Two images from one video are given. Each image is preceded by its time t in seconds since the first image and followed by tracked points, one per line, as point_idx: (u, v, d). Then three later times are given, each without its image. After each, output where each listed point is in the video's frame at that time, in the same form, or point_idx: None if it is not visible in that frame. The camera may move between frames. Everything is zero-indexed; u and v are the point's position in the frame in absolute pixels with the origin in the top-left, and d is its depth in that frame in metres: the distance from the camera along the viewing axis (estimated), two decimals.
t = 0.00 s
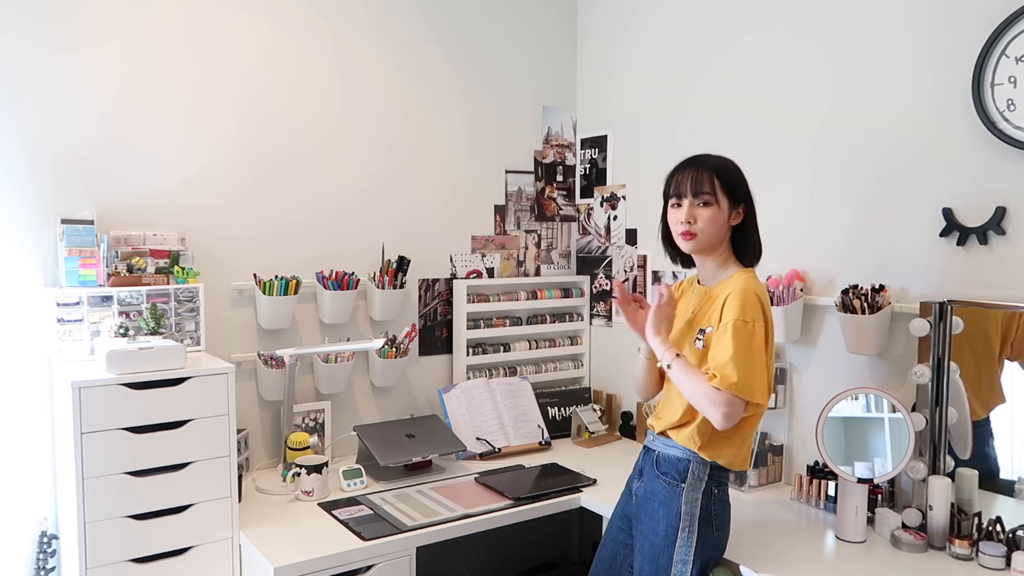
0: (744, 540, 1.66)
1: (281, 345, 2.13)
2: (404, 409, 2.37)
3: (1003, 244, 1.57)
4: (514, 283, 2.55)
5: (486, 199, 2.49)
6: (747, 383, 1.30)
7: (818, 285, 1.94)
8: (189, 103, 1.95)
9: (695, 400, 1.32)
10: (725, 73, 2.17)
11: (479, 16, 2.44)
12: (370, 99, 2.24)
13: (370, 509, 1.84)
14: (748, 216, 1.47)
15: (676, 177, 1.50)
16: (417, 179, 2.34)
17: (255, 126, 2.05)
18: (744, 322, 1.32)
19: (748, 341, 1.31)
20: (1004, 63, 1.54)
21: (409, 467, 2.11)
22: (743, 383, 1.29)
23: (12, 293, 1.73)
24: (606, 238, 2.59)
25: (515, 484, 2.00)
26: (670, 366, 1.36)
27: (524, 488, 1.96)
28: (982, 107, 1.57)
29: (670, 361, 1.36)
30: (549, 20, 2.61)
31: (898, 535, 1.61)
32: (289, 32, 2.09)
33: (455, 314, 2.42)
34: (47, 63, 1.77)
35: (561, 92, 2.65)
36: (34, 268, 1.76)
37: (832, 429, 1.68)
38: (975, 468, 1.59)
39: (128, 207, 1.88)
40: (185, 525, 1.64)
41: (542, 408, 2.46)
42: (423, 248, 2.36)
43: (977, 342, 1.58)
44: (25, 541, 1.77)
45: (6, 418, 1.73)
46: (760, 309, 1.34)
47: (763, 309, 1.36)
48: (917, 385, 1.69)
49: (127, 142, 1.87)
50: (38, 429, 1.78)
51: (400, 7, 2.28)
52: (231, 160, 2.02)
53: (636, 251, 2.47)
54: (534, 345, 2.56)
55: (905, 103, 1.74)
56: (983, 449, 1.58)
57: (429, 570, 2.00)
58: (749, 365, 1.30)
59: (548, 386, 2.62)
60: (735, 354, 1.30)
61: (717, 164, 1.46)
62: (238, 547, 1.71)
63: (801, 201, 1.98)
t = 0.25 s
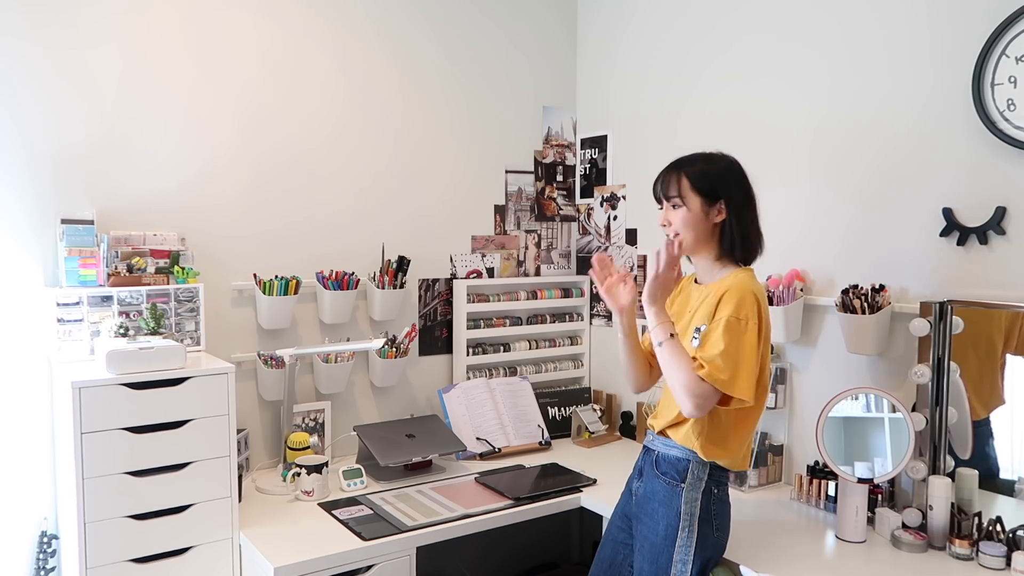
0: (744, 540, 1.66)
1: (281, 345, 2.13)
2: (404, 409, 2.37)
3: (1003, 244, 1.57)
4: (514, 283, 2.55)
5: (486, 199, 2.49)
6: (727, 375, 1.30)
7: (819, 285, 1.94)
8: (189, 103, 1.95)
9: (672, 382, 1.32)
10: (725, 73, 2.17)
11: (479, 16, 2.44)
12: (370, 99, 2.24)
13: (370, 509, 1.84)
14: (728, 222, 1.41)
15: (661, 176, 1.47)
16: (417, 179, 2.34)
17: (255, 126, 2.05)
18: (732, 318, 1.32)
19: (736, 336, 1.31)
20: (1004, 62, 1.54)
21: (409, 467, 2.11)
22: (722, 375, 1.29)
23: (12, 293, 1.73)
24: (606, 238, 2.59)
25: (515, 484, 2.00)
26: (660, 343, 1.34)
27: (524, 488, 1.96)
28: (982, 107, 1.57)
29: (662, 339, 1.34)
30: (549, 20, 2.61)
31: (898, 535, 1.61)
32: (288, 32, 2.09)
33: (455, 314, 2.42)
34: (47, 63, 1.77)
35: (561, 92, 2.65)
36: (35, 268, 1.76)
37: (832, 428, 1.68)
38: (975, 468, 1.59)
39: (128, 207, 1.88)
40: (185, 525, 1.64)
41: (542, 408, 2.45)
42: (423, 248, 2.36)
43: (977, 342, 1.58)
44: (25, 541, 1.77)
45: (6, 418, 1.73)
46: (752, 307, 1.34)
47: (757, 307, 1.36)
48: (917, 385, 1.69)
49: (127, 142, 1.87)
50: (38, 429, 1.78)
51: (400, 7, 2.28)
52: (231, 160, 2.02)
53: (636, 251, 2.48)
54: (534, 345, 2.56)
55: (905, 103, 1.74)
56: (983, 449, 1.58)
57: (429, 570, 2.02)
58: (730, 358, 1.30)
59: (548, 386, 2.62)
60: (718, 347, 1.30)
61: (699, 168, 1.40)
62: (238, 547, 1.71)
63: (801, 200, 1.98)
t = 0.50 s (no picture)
0: (744, 540, 1.66)
1: (281, 345, 2.13)
2: (404, 409, 2.37)
3: (1003, 244, 1.57)
4: (514, 283, 2.55)
5: (486, 199, 2.49)
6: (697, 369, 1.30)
7: (819, 285, 1.94)
8: (189, 103, 1.95)
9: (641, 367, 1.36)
10: (725, 72, 2.17)
11: (480, 16, 2.44)
12: (371, 98, 2.24)
13: (370, 509, 1.84)
14: (695, 232, 1.39)
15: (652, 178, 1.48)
16: (417, 178, 2.34)
17: (255, 125, 2.05)
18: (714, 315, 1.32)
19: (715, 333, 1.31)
20: (1004, 62, 1.54)
21: (409, 467, 2.11)
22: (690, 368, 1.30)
23: (12, 293, 1.73)
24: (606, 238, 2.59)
25: (515, 484, 2.00)
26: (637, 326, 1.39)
27: (524, 488, 1.96)
28: (982, 106, 1.57)
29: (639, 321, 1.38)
30: (549, 20, 2.61)
31: (898, 535, 1.61)
32: (289, 32, 2.09)
33: (455, 314, 2.42)
34: (47, 63, 1.77)
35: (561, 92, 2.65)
36: (35, 267, 1.76)
37: (832, 428, 1.68)
38: (975, 468, 1.59)
39: (128, 207, 1.88)
40: (185, 525, 1.64)
41: (542, 408, 2.45)
42: (423, 248, 2.36)
43: (977, 342, 1.58)
44: (25, 541, 1.77)
45: (6, 418, 1.73)
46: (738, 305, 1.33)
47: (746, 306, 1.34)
48: (917, 385, 1.69)
49: (127, 142, 1.87)
50: (38, 428, 1.78)
51: (400, 6, 2.28)
52: (231, 160, 2.02)
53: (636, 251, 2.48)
54: (534, 345, 2.56)
55: (905, 103, 1.74)
56: (983, 449, 1.58)
57: (431, 570, 2.00)
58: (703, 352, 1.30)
59: (548, 386, 2.62)
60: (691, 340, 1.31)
61: (678, 172, 1.40)
62: (238, 547, 1.71)
63: (801, 200, 1.98)
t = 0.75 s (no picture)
0: (744, 540, 1.66)
1: (281, 345, 2.13)
2: (404, 408, 2.37)
3: (1003, 244, 1.57)
4: (514, 283, 2.55)
5: (486, 199, 2.49)
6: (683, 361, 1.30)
7: (819, 285, 1.94)
8: (189, 103, 1.95)
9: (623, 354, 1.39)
10: (725, 72, 2.17)
11: (480, 16, 2.44)
12: (371, 98, 2.24)
13: (370, 509, 1.84)
14: (688, 232, 1.39)
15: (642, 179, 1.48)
16: (417, 178, 2.34)
17: (255, 125, 2.05)
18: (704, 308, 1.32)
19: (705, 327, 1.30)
20: (1004, 62, 1.54)
21: (409, 467, 2.11)
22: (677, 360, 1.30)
23: (12, 292, 1.73)
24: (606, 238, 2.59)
25: (515, 484, 2.00)
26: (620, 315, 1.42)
27: (524, 488, 1.96)
28: (982, 106, 1.57)
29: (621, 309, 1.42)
30: (549, 20, 2.61)
31: (898, 535, 1.61)
32: (289, 32, 2.09)
33: (455, 314, 2.42)
34: (47, 63, 1.77)
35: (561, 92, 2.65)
36: (35, 267, 1.76)
37: (832, 428, 1.68)
38: (975, 468, 1.59)
39: (128, 207, 1.88)
40: (185, 525, 1.64)
41: (542, 407, 2.46)
42: (423, 248, 2.36)
43: (977, 342, 1.58)
44: (25, 541, 1.77)
45: (5, 418, 1.73)
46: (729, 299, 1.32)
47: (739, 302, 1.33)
48: (917, 385, 1.69)
49: (127, 142, 1.87)
50: (38, 428, 1.78)
51: (400, 6, 2.28)
52: (231, 160, 2.02)
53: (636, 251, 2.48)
54: (534, 345, 2.56)
55: (905, 103, 1.74)
56: (983, 449, 1.58)
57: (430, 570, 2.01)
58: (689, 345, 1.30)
59: (548, 386, 2.62)
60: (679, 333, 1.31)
61: (667, 172, 1.40)
62: (238, 547, 1.71)
63: (800, 201, 1.98)
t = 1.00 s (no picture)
0: (744, 540, 1.66)
1: (281, 345, 2.13)
2: (404, 409, 2.37)
3: (1003, 244, 1.57)
4: (514, 283, 2.55)
5: (486, 200, 2.49)
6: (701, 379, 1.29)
7: (819, 285, 1.94)
8: (188, 103, 1.95)
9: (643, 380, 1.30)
10: (724, 72, 2.17)
11: (480, 16, 2.44)
12: (370, 98, 2.24)
13: (370, 509, 1.84)
14: (661, 231, 1.40)
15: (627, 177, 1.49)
16: (417, 178, 2.34)
17: (255, 125, 2.05)
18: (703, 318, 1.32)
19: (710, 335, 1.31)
20: (1004, 62, 1.54)
21: (409, 467, 2.11)
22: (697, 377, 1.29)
23: (12, 293, 1.73)
24: (607, 238, 2.59)
25: (515, 484, 2.00)
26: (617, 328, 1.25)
27: (524, 488, 1.96)
28: (982, 106, 1.57)
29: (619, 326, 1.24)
30: (549, 20, 2.61)
31: (898, 535, 1.61)
32: (289, 32, 2.09)
33: (455, 314, 2.42)
34: (47, 63, 1.77)
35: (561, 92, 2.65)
36: (35, 268, 1.76)
37: (832, 429, 1.68)
38: (975, 468, 1.59)
39: (128, 207, 1.88)
40: (185, 525, 1.64)
41: (542, 407, 2.46)
42: (423, 248, 2.36)
43: (977, 342, 1.58)
44: (25, 541, 1.77)
45: (5, 418, 1.73)
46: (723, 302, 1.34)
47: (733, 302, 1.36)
48: (917, 385, 1.69)
49: (126, 142, 1.87)
50: (38, 428, 1.78)
51: (400, 7, 2.28)
52: (231, 160, 2.02)
53: (636, 251, 2.48)
54: (534, 345, 2.56)
55: (904, 103, 1.74)
56: (983, 449, 1.58)
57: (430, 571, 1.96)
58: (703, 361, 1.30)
59: (548, 386, 2.62)
60: (694, 348, 1.31)
61: (646, 171, 1.40)
62: (238, 547, 1.71)
63: (800, 201, 1.98)
